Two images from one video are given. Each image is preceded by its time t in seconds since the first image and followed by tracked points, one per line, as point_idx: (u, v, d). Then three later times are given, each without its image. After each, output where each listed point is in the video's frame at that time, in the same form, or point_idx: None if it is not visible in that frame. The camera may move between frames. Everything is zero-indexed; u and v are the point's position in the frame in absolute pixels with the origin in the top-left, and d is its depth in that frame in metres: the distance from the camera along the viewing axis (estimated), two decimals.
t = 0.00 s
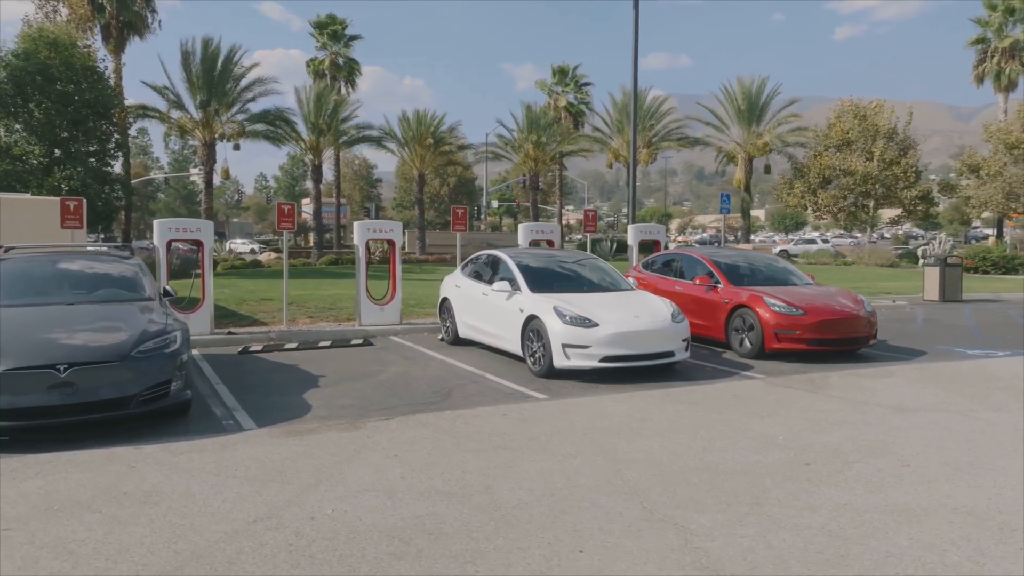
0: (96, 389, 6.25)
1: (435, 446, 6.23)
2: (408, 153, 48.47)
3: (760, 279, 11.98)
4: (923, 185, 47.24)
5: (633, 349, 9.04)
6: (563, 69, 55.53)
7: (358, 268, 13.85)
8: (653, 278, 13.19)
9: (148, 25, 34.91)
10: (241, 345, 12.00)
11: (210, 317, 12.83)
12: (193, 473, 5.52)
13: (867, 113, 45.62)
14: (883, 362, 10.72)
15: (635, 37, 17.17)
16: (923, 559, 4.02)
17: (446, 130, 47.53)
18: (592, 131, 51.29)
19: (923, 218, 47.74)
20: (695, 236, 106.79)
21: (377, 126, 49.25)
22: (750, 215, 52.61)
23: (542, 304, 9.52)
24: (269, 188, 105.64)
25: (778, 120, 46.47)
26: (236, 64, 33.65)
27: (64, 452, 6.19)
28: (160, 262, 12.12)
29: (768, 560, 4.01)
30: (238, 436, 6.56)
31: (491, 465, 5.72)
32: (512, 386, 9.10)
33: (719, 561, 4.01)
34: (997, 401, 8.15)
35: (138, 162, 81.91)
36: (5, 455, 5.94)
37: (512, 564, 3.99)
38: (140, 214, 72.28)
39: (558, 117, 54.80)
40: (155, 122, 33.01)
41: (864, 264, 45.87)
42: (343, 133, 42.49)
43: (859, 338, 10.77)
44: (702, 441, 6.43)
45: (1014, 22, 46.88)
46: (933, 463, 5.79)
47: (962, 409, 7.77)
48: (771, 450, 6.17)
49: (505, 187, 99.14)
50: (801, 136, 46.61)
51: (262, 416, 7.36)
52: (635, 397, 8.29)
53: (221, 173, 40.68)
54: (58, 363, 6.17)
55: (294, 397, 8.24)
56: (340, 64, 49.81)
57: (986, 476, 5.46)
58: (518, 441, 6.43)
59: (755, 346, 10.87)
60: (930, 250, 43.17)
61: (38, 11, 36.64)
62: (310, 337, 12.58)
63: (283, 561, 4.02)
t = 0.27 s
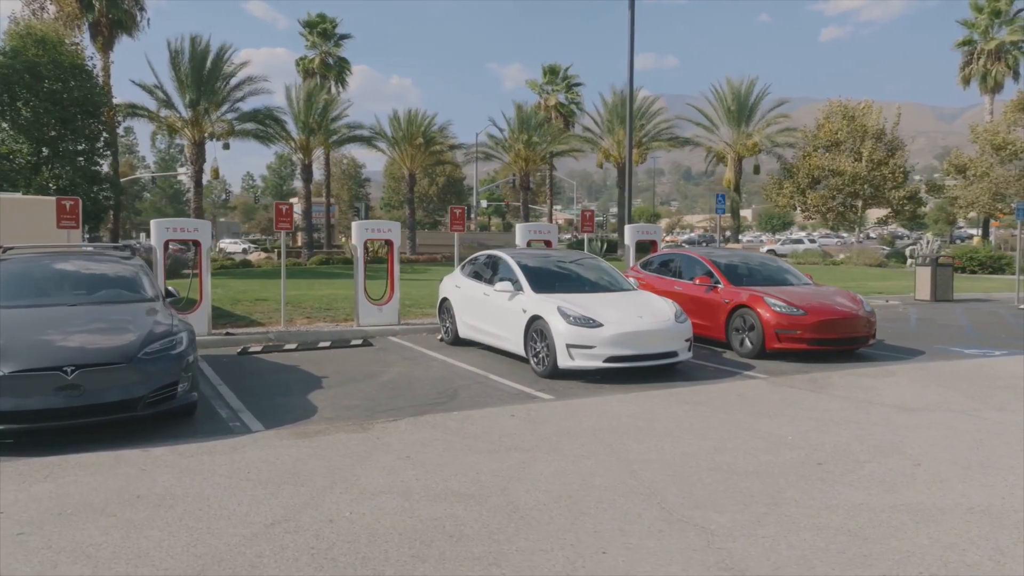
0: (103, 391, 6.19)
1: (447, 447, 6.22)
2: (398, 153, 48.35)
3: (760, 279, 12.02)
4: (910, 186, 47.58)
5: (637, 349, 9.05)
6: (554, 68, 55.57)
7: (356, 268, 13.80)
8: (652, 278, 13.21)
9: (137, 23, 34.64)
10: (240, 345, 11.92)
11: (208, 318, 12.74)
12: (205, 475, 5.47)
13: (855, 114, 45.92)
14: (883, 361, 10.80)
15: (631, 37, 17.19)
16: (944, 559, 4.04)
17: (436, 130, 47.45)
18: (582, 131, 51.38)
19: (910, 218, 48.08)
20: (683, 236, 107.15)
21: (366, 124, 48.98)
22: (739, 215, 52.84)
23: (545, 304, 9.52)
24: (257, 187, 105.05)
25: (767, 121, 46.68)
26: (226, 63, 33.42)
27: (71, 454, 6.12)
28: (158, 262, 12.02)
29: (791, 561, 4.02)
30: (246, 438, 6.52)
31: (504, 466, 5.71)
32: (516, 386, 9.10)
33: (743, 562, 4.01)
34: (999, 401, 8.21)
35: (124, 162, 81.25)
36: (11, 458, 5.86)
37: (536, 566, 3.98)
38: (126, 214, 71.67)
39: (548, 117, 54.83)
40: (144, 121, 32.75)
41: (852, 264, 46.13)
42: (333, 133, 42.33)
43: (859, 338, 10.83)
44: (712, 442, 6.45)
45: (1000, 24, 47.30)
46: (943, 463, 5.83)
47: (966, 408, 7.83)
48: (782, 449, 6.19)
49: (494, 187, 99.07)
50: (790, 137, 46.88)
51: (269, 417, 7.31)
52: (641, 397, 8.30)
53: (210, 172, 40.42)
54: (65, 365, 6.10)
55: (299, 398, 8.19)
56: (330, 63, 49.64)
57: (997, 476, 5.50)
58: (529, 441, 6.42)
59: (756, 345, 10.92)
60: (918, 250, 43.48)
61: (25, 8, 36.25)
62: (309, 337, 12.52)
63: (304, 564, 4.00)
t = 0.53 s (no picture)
0: (112, 394, 6.10)
1: (460, 448, 6.20)
2: (387, 152, 48.16)
3: (759, 279, 12.08)
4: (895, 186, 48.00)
5: (642, 349, 9.07)
6: (542, 68, 55.58)
7: (354, 268, 13.75)
8: (650, 278, 13.24)
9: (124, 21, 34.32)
10: (239, 346, 11.84)
11: (204, 319, 12.64)
12: (220, 478, 5.42)
13: (842, 115, 46.27)
14: (882, 360, 10.88)
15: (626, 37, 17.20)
16: (969, 559, 4.06)
17: (425, 129, 47.32)
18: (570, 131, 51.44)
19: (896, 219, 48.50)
20: (669, 235, 107.53)
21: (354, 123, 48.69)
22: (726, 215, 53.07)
23: (549, 304, 9.51)
24: (242, 187, 104.26)
25: (755, 121, 46.91)
26: (214, 61, 33.13)
27: (79, 457, 6.03)
28: (155, 263, 11.91)
29: (819, 560, 4.04)
30: (257, 440, 6.46)
31: (520, 467, 5.70)
32: (521, 386, 9.09)
33: (771, 561, 4.02)
34: (1001, 400, 8.30)
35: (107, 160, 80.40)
36: (19, 461, 5.77)
37: (565, 568, 3.97)
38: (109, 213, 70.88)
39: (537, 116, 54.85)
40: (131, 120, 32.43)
41: (839, 263, 46.45)
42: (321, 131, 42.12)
43: (858, 338, 10.91)
44: (724, 441, 6.47)
45: (983, 27, 47.81)
46: (955, 462, 5.88)
47: (969, 407, 7.91)
48: (794, 449, 6.23)
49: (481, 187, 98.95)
50: (777, 137, 47.19)
51: (277, 419, 7.25)
52: (648, 397, 8.31)
53: (197, 171, 40.09)
54: (74, 367, 6.00)
55: (304, 400, 8.14)
56: (318, 62, 49.40)
57: (1008, 475, 5.55)
58: (542, 442, 6.41)
59: (756, 345, 10.97)
60: (903, 250, 43.87)
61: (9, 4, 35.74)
62: (308, 338, 12.45)
63: (331, 569, 3.96)
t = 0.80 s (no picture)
0: (120, 396, 6.04)
1: (472, 449, 6.19)
2: (377, 151, 47.99)
3: (758, 279, 12.13)
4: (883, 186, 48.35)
5: (646, 349, 9.08)
6: (532, 68, 55.55)
7: (352, 268, 13.71)
8: (649, 279, 13.27)
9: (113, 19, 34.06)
10: (237, 347, 11.76)
11: (202, 320, 12.54)
12: (234, 480, 5.39)
13: (830, 116, 46.55)
14: (881, 360, 10.96)
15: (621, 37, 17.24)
16: (990, 557, 4.09)
17: (415, 129, 47.21)
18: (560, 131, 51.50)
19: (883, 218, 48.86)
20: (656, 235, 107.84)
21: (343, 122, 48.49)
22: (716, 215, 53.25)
23: (553, 305, 9.51)
24: (228, 186, 103.56)
25: (744, 121, 47.12)
26: (203, 59, 32.86)
27: (87, 460, 5.97)
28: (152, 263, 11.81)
29: (842, 559, 4.05)
30: (266, 441, 6.42)
31: (534, 467, 5.70)
32: (525, 386, 9.08)
33: (794, 561, 4.03)
34: (1002, 399, 8.38)
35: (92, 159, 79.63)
36: (27, 464, 5.70)
37: (590, 569, 3.97)
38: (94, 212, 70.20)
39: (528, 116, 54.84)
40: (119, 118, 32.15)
41: (828, 263, 46.73)
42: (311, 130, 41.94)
43: (858, 337, 10.98)
44: (733, 441, 6.49)
45: (969, 29, 48.27)
46: (964, 460, 5.93)
47: (972, 406, 7.97)
48: (804, 449, 6.26)
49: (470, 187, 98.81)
50: (766, 138, 47.45)
51: (284, 420, 7.21)
52: (653, 397, 8.33)
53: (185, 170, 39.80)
54: (82, 369, 5.93)
55: (309, 400, 8.10)
56: (307, 61, 49.18)
57: (1017, 473, 5.60)
58: (553, 443, 6.41)
59: (757, 344, 11.02)
60: (891, 250, 44.22)
61: None
62: (307, 338, 12.39)
63: (355, 571, 3.93)
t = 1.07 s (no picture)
0: (129, 397, 5.99)
1: (484, 450, 6.17)
2: (367, 151, 47.83)
3: (757, 279, 12.18)
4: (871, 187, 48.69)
5: (650, 349, 9.10)
6: (522, 67, 55.52)
7: (350, 268, 13.63)
8: (648, 279, 13.29)
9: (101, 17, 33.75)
10: (236, 348, 11.68)
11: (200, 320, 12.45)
12: (247, 482, 5.35)
13: (819, 116, 46.81)
14: (881, 360, 11.02)
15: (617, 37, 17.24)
16: (1011, 555, 4.12)
17: (405, 128, 47.09)
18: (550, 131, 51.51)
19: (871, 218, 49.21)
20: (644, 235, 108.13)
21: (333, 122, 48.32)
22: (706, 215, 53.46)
23: (556, 305, 9.50)
24: (214, 186, 102.88)
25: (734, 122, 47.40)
26: (192, 57, 32.59)
27: (96, 461, 5.92)
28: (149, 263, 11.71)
29: (865, 558, 4.07)
30: (276, 443, 6.38)
31: (548, 468, 5.69)
32: (529, 386, 9.09)
33: (818, 560, 4.04)
34: (1004, 398, 8.46)
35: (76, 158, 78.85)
36: (36, 467, 5.64)
37: (615, 569, 3.97)
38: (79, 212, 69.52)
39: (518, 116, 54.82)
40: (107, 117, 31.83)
41: (817, 263, 46.99)
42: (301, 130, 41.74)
43: (857, 336, 11.05)
44: (744, 441, 6.50)
45: (955, 31, 48.69)
46: (974, 459, 5.98)
47: (974, 405, 8.05)
48: (815, 448, 6.29)
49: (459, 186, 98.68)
50: (755, 138, 47.68)
51: (291, 421, 7.17)
52: (659, 397, 8.35)
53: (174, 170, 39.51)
54: (90, 370, 5.87)
55: (315, 401, 8.05)
56: (297, 60, 48.96)
57: None
58: (564, 443, 6.40)
59: (757, 344, 11.06)
60: (879, 250, 44.52)
61: None
62: (306, 339, 12.32)
63: (378, 574, 3.92)
